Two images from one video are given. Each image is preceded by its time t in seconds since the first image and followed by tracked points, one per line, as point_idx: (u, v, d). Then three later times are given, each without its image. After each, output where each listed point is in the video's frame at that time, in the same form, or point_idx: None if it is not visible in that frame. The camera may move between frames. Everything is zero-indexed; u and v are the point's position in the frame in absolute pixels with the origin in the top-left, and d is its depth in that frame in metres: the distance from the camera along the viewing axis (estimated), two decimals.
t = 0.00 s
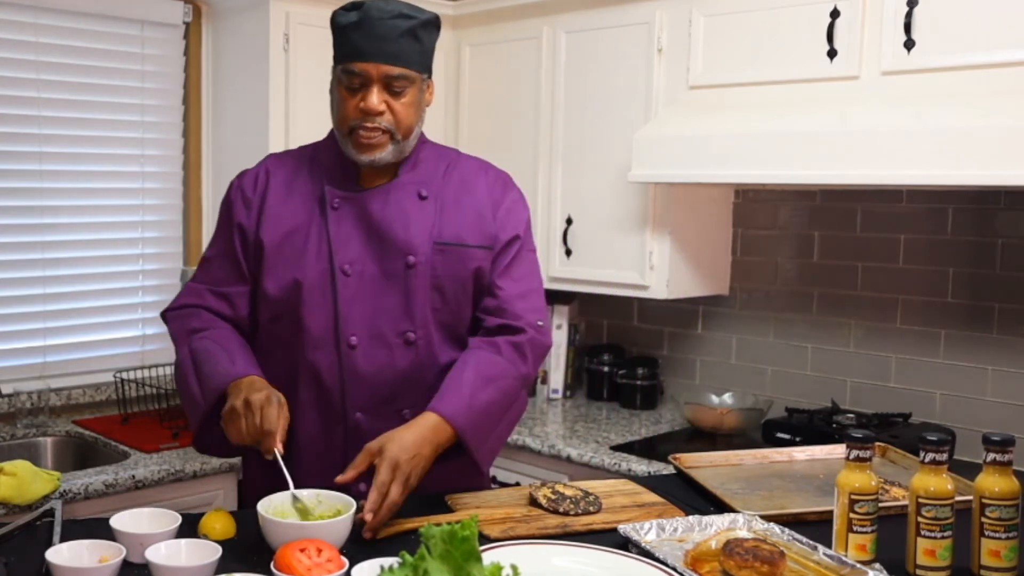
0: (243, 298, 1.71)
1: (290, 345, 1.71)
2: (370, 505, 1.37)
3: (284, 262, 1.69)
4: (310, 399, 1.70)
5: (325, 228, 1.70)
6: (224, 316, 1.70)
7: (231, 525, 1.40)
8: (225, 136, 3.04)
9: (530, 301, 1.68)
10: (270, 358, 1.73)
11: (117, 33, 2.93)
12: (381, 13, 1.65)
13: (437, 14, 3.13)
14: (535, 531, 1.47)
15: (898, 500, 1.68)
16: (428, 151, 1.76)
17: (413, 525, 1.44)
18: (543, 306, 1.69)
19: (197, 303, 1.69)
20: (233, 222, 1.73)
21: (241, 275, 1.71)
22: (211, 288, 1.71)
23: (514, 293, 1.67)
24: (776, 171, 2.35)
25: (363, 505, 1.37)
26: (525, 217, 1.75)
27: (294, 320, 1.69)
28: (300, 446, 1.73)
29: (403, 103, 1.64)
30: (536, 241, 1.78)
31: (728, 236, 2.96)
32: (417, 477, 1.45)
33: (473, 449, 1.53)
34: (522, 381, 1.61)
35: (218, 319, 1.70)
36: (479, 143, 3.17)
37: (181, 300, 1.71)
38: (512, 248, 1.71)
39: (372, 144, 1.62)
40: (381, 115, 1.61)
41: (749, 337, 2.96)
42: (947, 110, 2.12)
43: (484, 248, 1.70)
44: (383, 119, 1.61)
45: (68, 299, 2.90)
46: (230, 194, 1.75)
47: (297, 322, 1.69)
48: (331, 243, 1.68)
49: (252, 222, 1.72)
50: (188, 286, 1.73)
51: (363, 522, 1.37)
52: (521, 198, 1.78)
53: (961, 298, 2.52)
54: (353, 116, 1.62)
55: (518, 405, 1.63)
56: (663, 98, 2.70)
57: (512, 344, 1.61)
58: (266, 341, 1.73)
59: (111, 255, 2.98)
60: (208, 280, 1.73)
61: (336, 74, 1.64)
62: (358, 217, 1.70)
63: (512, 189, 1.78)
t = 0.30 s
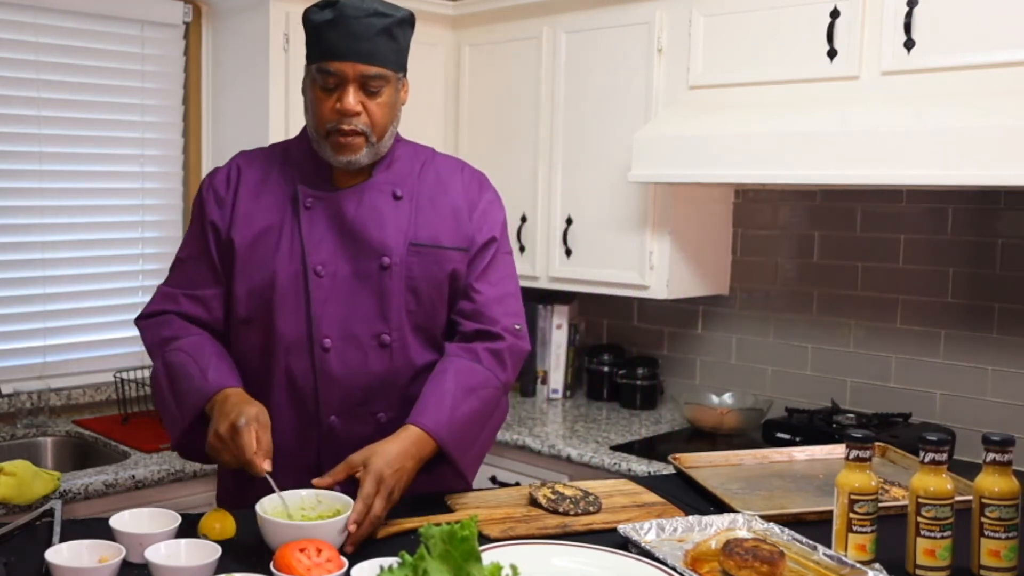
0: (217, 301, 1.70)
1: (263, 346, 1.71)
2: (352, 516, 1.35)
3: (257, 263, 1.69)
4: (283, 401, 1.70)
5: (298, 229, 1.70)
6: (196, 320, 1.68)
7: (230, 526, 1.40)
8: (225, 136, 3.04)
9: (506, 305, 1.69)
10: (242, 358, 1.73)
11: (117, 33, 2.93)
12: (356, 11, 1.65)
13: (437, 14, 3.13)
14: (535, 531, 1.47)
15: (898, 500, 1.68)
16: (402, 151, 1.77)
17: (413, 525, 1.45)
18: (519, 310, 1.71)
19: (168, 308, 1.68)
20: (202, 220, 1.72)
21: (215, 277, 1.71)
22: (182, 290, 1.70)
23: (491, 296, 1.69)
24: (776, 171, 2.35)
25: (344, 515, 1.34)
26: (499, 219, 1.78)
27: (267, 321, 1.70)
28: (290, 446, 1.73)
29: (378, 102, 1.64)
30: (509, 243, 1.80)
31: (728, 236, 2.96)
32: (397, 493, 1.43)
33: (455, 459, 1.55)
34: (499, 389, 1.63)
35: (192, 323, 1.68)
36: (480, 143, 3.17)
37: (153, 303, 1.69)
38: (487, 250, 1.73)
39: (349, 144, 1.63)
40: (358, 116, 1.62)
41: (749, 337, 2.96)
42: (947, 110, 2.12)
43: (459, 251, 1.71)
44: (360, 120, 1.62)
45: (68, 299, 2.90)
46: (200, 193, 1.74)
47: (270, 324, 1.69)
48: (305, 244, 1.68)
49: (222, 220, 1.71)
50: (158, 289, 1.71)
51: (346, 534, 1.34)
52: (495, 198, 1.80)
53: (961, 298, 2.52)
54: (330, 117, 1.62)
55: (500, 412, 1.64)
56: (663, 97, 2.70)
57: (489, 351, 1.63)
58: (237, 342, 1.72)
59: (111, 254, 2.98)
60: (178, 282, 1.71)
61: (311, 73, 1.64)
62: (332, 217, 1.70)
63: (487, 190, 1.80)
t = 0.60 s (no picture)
0: (205, 298, 1.70)
1: (252, 343, 1.71)
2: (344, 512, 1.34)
3: (247, 261, 1.69)
4: (273, 400, 1.70)
5: (289, 226, 1.70)
6: (184, 318, 1.69)
7: (230, 526, 1.40)
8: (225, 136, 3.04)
9: (493, 307, 1.71)
10: (230, 355, 1.73)
11: (117, 33, 2.93)
12: (350, 11, 1.65)
13: (437, 14, 3.13)
14: (534, 531, 1.47)
15: (898, 500, 1.68)
16: (394, 150, 1.77)
17: (412, 525, 1.44)
18: (506, 312, 1.72)
19: (156, 306, 1.67)
20: (190, 216, 1.72)
21: (205, 274, 1.71)
22: (171, 288, 1.69)
23: (478, 298, 1.70)
24: (776, 171, 2.35)
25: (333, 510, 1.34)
26: (489, 220, 1.78)
27: (256, 318, 1.70)
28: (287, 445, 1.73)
29: (372, 103, 1.64)
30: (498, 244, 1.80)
31: (728, 236, 2.96)
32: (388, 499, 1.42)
33: (442, 466, 1.55)
34: (485, 394, 1.63)
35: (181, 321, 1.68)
36: (480, 143, 3.17)
37: (139, 300, 1.69)
38: (476, 252, 1.74)
39: (342, 145, 1.63)
40: (351, 116, 1.61)
41: (750, 337, 2.96)
42: (947, 110, 2.12)
43: (449, 251, 1.71)
44: (353, 120, 1.61)
45: (68, 299, 2.90)
46: (189, 189, 1.74)
47: (259, 322, 1.69)
48: (296, 242, 1.68)
49: (210, 217, 1.71)
50: (146, 286, 1.71)
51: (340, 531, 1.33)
52: (485, 200, 1.80)
53: (961, 298, 2.52)
54: (323, 117, 1.61)
55: (485, 418, 1.64)
56: (663, 97, 2.70)
57: (476, 356, 1.63)
58: (225, 339, 1.72)
59: (110, 254, 2.97)
60: (166, 279, 1.71)
61: (304, 72, 1.64)
62: (323, 216, 1.70)
63: (477, 191, 1.81)
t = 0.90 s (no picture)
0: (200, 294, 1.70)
1: (249, 342, 1.72)
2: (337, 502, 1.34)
3: (243, 260, 1.69)
4: (270, 400, 1.71)
5: (286, 227, 1.70)
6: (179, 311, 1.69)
7: (231, 524, 1.40)
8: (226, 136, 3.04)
9: (490, 309, 1.70)
10: (228, 354, 1.73)
11: (117, 33, 2.93)
12: (350, 12, 1.65)
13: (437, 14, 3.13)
14: (535, 531, 1.47)
15: (898, 500, 1.68)
16: (392, 151, 1.77)
17: (412, 525, 1.44)
18: (504, 313, 1.72)
19: (147, 296, 1.67)
20: (186, 214, 1.72)
21: (200, 272, 1.71)
22: (164, 282, 1.69)
23: (475, 300, 1.69)
24: (776, 171, 2.35)
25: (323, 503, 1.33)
26: (487, 222, 1.78)
27: (252, 318, 1.70)
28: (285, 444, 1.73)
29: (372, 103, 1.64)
30: (497, 246, 1.80)
31: (728, 236, 2.96)
32: (383, 500, 1.42)
33: (438, 472, 1.55)
34: (481, 399, 1.62)
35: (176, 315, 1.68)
36: (480, 143, 3.17)
37: (130, 291, 1.69)
38: (474, 253, 1.74)
39: (341, 144, 1.62)
40: (351, 116, 1.61)
41: (750, 337, 2.96)
42: (947, 110, 2.12)
43: (446, 253, 1.71)
44: (352, 120, 1.61)
45: (68, 299, 2.90)
46: (185, 187, 1.74)
47: (256, 322, 1.69)
48: (293, 244, 1.68)
49: (207, 215, 1.71)
50: (137, 277, 1.71)
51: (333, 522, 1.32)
52: (483, 202, 1.80)
53: (961, 298, 2.52)
54: (322, 117, 1.62)
55: (481, 423, 1.64)
56: (663, 97, 2.70)
57: (471, 360, 1.63)
58: (222, 338, 1.73)
59: (110, 254, 2.97)
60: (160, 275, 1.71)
61: (304, 72, 1.64)
62: (320, 216, 1.70)
63: (476, 193, 1.80)
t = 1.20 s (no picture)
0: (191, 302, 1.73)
1: (244, 346, 1.72)
2: (301, 474, 1.36)
3: (237, 265, 1.70)
4: (266, 403, 1.71)
5: (280, 230, 1.70)
6: (171, 320, 1.73)
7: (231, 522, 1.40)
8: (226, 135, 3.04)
9: (484, 310, 1.70)
10: (224, 357, 1.73)
11: (117, 33, 2.93)
12: (344, 15, 1.65)
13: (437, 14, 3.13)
14: (535, 531, 1.47)
15: (898, 500, 1.68)
16: (388, 151, 1.76)
17: (412, 525, 1.44)
18: (498, 314, 1.72)
19: (139, 308, 1.72)
20: (181, 221, 1.73)
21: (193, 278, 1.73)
22: (156, 290, 1.73)
23: (468, 301, 1.70)
24: (776, 171, 2.35)
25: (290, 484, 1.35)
26: (482, 221, 1.78)
27: (246, 321, 1.70)
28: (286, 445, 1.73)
29: (365, 106, 1.64)
30: (493, 245, 1.80)
31: (728, 236, 2.96)
32: (358, 479, 1.43)
33: (418, 470, 1.56)
34: (464, 395, 1.62)
35: (168, 325, 1.73)
36: (480, 143, 3.17)
37: (128, 304, 1.73)
38: (468, 253, 1.74)
39: (334, 147, 1.63)
40: (344, 119, 1.62)
41: (750, 337, 2.96)
42: (947, 110, 2.12)
43: (440, 254, 1.71)
44: (345, 123, 1.61)
45: (67, 300, 2.90)
46: (178, 193, 1.76)
47: (250, 325, 1.70)
48: (287, 247, 1.68)
49: (201, 222, 1.73)
50: (135, 287, 1.75)
51: (301, 493, 1.34)
52: (479, 202, 1.80)
53: (961, 298, 2.52)
54: (316, 120, 1.62)
55: (466, 420, 1.64)
56: (663, 97, 2.70)
57: (458, 360, 1.63)
58: (217, 343, 1.73)
59: (110, 254, 2.97)
60: (154, 282, 1.73)
61: (297, 75, 1.64)
62: (314, 219, 1.70)
63: (472, 192, 1.80)
